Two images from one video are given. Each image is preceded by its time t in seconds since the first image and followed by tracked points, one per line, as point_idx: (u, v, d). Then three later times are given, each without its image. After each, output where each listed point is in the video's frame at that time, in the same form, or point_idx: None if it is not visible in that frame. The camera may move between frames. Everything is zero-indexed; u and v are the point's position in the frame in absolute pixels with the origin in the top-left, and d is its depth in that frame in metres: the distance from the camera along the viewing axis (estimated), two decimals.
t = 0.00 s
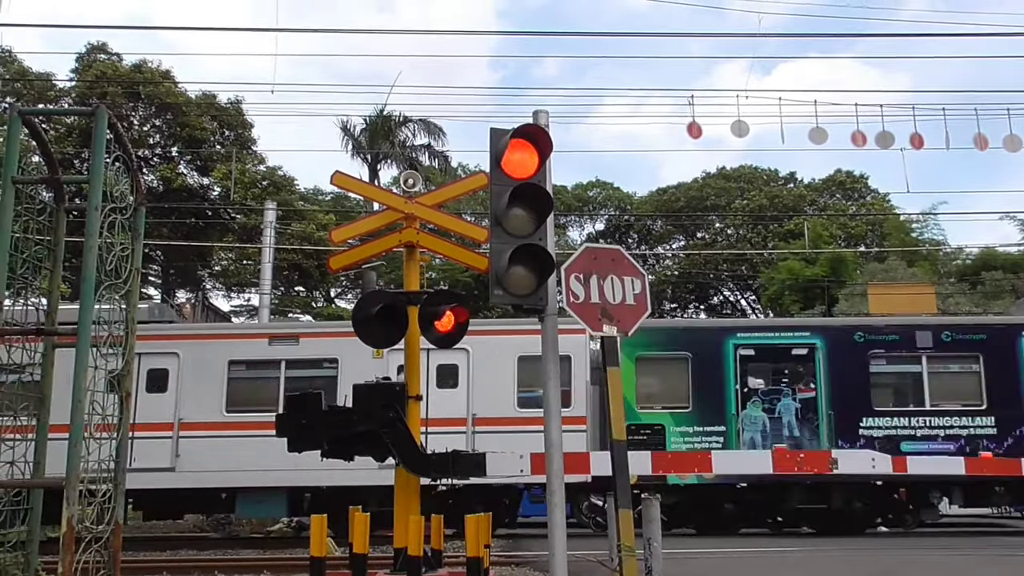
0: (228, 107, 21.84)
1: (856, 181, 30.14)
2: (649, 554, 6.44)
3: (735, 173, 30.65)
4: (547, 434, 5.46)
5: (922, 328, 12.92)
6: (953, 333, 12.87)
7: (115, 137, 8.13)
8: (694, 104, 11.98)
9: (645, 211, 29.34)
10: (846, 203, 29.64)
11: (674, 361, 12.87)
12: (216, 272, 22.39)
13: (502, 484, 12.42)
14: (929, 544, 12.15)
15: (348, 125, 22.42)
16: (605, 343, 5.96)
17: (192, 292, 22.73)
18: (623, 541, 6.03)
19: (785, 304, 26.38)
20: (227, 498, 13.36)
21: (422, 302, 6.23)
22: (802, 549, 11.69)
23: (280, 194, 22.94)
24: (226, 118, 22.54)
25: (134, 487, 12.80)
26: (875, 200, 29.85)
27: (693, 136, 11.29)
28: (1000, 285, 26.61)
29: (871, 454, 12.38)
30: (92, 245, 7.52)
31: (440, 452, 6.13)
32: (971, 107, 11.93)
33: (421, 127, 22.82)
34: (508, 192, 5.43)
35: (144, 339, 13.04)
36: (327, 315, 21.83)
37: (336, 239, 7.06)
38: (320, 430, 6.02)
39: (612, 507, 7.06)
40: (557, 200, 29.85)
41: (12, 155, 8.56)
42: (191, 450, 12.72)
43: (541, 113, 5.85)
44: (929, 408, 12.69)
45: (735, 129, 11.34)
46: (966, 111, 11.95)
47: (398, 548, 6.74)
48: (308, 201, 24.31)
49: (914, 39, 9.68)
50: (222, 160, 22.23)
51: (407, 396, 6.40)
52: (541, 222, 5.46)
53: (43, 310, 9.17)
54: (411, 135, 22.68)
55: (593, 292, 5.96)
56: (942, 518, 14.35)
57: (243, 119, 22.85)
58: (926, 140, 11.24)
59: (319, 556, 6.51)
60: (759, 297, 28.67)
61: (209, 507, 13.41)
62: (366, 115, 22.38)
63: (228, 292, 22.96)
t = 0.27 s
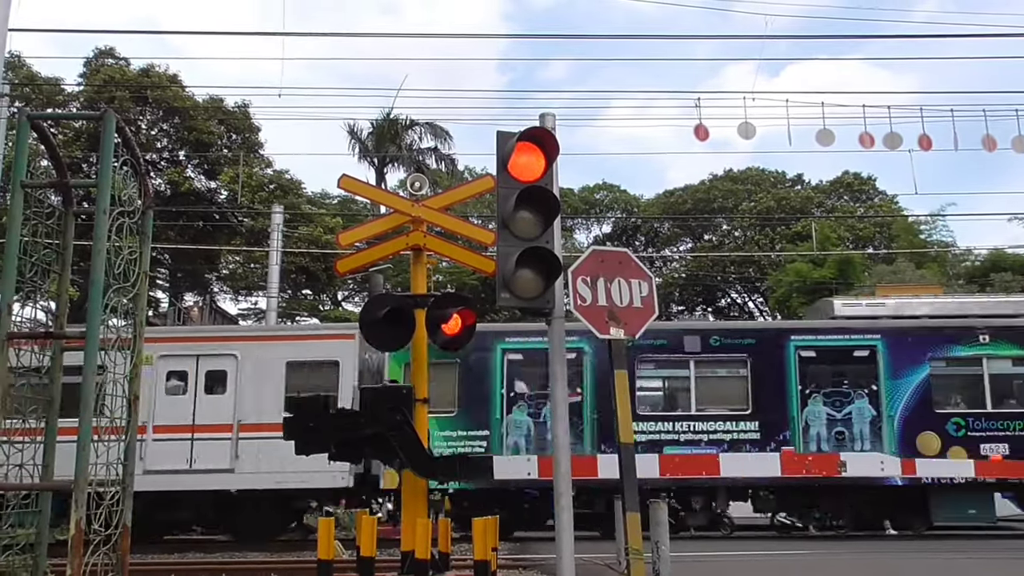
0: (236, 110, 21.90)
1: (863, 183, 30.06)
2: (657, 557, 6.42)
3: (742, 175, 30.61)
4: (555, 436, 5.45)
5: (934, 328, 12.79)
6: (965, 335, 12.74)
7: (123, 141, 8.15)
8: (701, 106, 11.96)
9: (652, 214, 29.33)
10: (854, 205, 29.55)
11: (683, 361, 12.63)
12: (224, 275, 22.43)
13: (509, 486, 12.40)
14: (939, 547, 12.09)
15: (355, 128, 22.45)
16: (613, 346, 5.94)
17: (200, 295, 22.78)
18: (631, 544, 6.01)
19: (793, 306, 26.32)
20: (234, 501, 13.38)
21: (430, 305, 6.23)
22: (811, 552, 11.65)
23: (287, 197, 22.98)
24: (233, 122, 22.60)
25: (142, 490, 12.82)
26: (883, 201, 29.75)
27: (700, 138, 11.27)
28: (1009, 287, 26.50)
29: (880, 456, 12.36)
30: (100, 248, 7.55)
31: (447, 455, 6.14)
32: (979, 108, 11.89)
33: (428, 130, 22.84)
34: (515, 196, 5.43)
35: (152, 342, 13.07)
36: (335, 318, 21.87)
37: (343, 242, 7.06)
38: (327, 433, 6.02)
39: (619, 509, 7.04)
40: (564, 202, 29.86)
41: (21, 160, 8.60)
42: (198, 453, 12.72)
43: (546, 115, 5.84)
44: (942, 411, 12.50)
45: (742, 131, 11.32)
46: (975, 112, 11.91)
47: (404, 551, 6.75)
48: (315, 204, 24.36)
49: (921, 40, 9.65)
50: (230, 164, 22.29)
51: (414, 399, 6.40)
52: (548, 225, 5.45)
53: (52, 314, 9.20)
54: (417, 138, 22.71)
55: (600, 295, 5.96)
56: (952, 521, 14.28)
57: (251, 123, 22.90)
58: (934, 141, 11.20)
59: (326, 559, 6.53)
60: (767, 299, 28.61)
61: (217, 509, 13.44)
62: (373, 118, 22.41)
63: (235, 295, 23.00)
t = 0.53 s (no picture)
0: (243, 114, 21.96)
1: (871, 186, 29.98)
2: (664, 561, 6.41)
3: (750, 178, 30.57)
4: (563, 440, 5.44)
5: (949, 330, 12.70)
6: (974, 339, 12.63)
7: (131, 145, 8.17)
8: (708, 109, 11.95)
9: (659, 217, 29.32)
10: (862, 208, 29.46)
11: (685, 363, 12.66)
12: (232, 279, 22.47)
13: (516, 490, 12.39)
14: (948, 552, 12.04)
15: (362, 132, 22.49)
16: (620, 350, 5.94)
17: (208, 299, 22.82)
18: (638, 548, 6.00)
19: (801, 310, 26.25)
20: (242, 505, 13.40)
21: (436, 308, 6.22)
22: (820, 557, 11.60)
23: (295, 201, 23.03)
24: (241, 126, 22.66)
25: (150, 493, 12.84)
26: (890, 205, 29.66)
27: (707, 141, 11.25)
28: (1018, 290, 26.38)
29: (889, 460, 12.30)
30: (108, 252, 7.57)
31: (454, 459, 6.13)
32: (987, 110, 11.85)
33: (435, 133, 22.86)
34: (522, 199, 5.42)
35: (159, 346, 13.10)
36: (342, 322, 21.91)
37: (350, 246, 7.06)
38: (334, 437, 6.01)
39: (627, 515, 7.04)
40: (571, 206, 29.86)
41: (29, 164, 8.63)
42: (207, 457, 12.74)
43: (553, 118, 5.85)
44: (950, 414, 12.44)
45: (750, 135, 11.30)
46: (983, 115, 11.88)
47: (412, 555, 6.73)
48: (322, 208, 24.40)
49: (929, 43, 9.63)
50: (237, 168, 22.35)
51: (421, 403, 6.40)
52: (555, 228, 5.44)
53: (61, 318, 9.23)
54: (424, 141, 22.73)
55: (607, 299, 5.95)
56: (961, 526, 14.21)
57: (258, 127, 22.96)
58: (942, 144, 11.17)
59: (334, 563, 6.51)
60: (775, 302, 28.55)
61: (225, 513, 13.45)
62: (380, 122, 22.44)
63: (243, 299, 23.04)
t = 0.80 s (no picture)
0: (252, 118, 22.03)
1: (881, 188, 29.88)
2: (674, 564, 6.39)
3: (758, 180, 30.52)
4: (571, 443, 5.44)
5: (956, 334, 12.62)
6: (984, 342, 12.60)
7: (141, 149, 8.21)
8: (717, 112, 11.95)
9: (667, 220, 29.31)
10: (871, 210, 29.34)
11: (691, 366, 12.65)
12: (240, 282, 22.52)
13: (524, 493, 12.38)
14: (959, 555, 11.98)
15: (371, 135, 22.53)
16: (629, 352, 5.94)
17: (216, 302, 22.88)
18: (648, 551, 5.99)
19: (810, 312, 26.17)
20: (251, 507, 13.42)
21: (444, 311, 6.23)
22: (829, 560, 11.57)
23: (303, 204, 23.09)
24: (249, 129, 22.74)
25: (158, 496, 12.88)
26: (900, 206, 29.53)
27: (716, 144, 11.24)
28: None
29: (899, 463, 12.23)
30: (117, 255, 7.60)
31: (463, 462, 6.13)
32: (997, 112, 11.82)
33: (442, 136, 22.88)
34: (530, 202, 5.44)
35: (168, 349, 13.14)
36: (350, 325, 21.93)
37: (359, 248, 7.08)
38: (342, 440, 6.00)
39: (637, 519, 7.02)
40: (579, 208, 29.86)
41: (39, 167, 8.67)
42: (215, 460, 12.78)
43: (562, 120, 5.86)
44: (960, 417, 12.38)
45: (758, 137, 11.29)
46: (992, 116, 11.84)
47: (421, 557, 6.73)
48: (330, 211, 24.46)
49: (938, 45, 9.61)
50: (246, 171, 22.41)
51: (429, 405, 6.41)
52: (563, 231, 5.45)
53: (70, 320, 9.27)
54: (432, 144, 22.75)
55: (616, 301, 5.95)
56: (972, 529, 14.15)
57: (266, 130, 23.02)
58: (952, 146, 11.13)
59: (343, 565, 6.52)
60: (783, 305, 28.47)
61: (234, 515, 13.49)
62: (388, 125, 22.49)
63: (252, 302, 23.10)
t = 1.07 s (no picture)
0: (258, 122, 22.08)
1: (888, 191, 29.80)
2: (681, 568, 6.37)
3: (765, 183, 30.48)
4: (578, 446, 5.43)
5: (965, 340, 12.71)
6: (986, 347, 12.69)
7: (148, 154, 8.23)
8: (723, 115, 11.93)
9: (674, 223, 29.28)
10: (879, 213, 29.27)
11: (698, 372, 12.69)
12: (248, 286, 22.54)
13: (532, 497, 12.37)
14: (969, 559, 11.91)
15: (377, 140, 22.56)
16: (636, 356, 5.92)
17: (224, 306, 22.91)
18: (655, 555, 5.96)
19: (817, 315, 26.09)
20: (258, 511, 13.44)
21: (451, 315, 6.23)
22: (838, 564, 11.52)
23: (311, 208, 23.14)
24: (256, 134, 22.79)
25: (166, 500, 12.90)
26: (908, 209, 29.45)
27: (722, 147, 11.23)
28: None
29: (908, 467, 12.19)
30: (125, 260, 7.62)
31: (470, 466, 6.11)
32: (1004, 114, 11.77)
33: (449, 140, 22.90)
34: (537, 205, 5.43)
35: (175, 353, 13.18)
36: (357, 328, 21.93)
37: (366, 252, 7.09)
38: (350, 444, 6.01)
39: (644, 523, 6.99)
40: (585, 212, 29.84)
41: (47, 172, 8.70)
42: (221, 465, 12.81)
43: (569, 124, 5.87)
44: (964, 422, 12.46)
45: (765, 140, 11.27)
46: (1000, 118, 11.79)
47: (429, 561, 6.72)
48: (337, 215, 24.50)
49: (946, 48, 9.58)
50: (253, 175, 22.46)
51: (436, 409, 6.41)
52: (569, 235, 5.45)
53: (78, 325, 9.30)
54: (439, 148, 22.77)
55: (623, 305, 5.93)
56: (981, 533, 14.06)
57: (273, 134, 23.08)
58: (959, 148, 11.09)
59: (350, 570, 6.51)
60: (791, 308, 28.40)
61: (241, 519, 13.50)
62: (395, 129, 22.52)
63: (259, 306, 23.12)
